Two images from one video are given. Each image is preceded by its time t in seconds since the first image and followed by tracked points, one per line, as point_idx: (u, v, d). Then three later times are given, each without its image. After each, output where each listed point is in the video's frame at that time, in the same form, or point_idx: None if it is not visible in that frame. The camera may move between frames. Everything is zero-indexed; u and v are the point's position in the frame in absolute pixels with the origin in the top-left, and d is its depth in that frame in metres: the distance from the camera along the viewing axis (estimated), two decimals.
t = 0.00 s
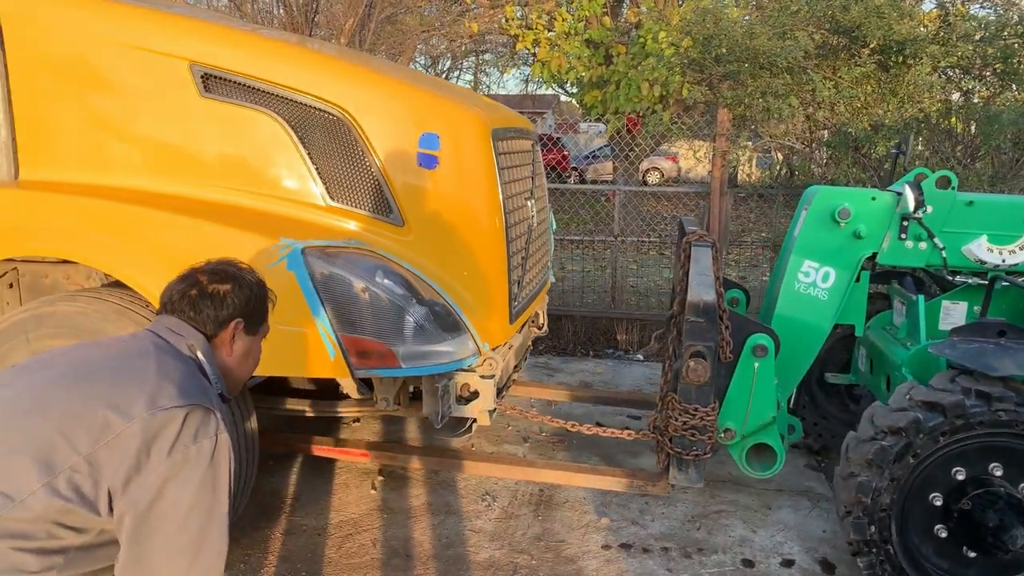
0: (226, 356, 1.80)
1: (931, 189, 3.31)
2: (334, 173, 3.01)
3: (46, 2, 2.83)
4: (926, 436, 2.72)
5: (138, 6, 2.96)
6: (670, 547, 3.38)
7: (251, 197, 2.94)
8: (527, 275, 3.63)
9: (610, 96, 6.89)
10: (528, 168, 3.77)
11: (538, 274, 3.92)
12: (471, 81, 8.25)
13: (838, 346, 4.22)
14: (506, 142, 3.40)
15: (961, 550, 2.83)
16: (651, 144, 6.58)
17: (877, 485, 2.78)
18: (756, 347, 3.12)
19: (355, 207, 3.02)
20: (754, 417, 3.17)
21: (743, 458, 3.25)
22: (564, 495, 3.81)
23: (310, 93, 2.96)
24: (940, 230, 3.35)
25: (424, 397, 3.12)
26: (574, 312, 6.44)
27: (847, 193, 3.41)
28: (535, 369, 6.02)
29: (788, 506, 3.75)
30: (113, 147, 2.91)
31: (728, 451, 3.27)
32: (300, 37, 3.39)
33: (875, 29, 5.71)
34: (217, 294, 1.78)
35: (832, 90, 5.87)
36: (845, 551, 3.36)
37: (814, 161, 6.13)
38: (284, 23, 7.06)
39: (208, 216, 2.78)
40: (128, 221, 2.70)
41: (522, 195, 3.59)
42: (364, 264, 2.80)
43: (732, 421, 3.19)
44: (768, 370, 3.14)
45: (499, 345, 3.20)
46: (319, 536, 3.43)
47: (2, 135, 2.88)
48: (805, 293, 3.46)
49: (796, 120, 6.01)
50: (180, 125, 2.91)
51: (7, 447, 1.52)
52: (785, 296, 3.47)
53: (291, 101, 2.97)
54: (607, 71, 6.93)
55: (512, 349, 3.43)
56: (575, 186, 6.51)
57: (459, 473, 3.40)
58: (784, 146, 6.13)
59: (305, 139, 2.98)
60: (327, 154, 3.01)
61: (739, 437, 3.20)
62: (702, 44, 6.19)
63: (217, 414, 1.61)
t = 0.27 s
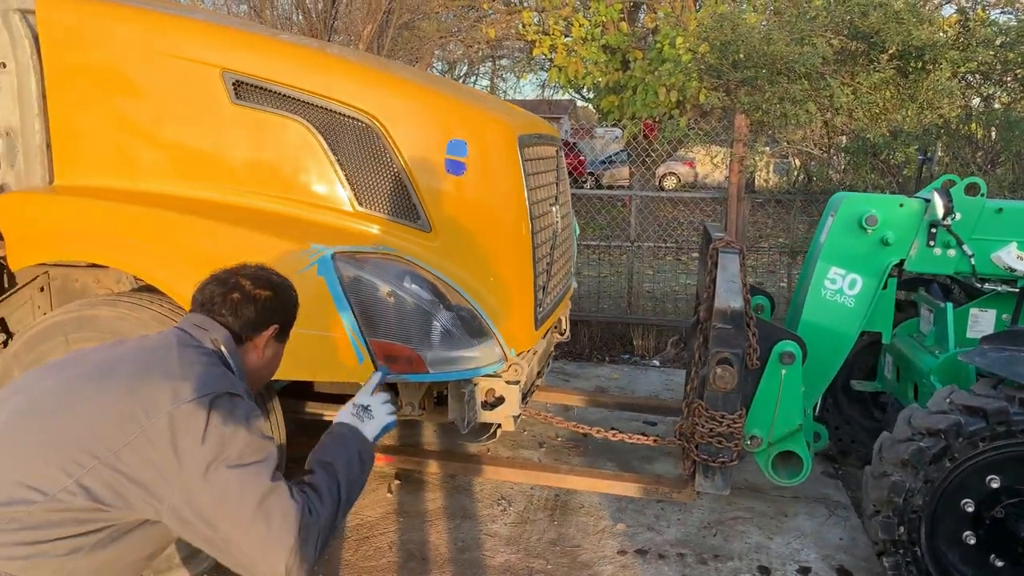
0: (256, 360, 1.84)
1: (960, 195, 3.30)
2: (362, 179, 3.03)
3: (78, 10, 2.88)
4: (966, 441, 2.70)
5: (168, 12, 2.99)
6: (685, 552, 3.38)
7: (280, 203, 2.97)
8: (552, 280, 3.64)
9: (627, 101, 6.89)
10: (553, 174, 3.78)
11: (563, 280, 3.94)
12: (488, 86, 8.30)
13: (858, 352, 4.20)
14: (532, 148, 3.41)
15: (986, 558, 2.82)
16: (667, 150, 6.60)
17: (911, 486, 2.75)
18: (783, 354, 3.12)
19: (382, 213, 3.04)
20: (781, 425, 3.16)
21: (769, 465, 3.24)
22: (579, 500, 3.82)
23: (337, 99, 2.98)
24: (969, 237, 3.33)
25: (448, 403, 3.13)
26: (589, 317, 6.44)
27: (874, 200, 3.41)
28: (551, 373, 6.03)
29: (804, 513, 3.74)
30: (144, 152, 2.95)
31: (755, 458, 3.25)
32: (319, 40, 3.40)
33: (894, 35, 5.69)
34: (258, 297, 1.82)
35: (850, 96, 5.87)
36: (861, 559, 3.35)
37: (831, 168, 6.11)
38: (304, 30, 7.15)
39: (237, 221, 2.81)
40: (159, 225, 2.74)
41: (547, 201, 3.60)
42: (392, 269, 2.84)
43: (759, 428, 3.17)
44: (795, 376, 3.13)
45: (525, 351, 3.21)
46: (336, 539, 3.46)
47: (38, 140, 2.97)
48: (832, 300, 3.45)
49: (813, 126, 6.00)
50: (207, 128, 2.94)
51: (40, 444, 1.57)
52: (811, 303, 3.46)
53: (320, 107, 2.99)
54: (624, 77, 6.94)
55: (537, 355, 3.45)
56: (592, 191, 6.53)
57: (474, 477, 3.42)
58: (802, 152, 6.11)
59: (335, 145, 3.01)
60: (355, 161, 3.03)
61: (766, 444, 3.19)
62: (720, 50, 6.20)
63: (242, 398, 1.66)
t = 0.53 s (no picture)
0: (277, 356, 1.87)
1: (983, 204, 3.33)
2: (387, 186, 3.08)
3: (114, 21, 2.96)
4: (998, 446, 2.71)
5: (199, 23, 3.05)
6: (696, 558, 3.39)
7: (308, 209, 3.02)
8: (573, 286, 3.67)
9: (642, 108, 6.84)
10: (573, 180, 3.80)
11: (582, 286, 3.96)
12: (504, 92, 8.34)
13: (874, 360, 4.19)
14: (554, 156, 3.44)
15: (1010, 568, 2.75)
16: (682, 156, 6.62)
17: (939, 488, 2.75)
18: (805, 362, 3.13)
19: (406, 221, 3.08)
20: (802, 432, 3.18)
21: (790, 473, 3.25)
22: (591, 505, 3.84)
23: (361, 107, 3.02)
24: (992, 246, 3.36)
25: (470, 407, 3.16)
26: (603, 323, 6.45)
27: (896, 208, 3.41)
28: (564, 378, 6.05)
29: (817, 520, 3.74)
30: (173, 159, 3.00)
31: (775, 466, 3.27)
32: (336, 46, 3.43)
33: (909, 42, 5.65)
34: (288, 300, 1.85)
35: (866, 103, 5.84)
36: (874, 566, 3.35)
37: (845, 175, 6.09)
38: (321, 37, 7.22)
39: (266, 227, 2.86)
40: (191, 232, 2.80)
41: (568, 207, 3.62)
42: (416, 275, 2.87)
43: (780, 436, 3.19)
44: (817, 384, 3.14)
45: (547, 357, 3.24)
46: (351, 541, 3.50)
47: (70, 147, 3.03)
48: (853, 308, 3.45)
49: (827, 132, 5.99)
50: (235, 135, 2.99)
51: (66, 437, 1.61)
52: (833, 311, 3.46)
53: (344, 115, 3.03)
54: (638, 83, 6.92)
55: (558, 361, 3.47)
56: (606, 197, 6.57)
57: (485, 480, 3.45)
58: (817, 159, 6.09)
59: (361, 154, 3.05)
60: (381, 168, 3.07)
61: (787, 452, 3.20)
62: (734, 57, 6.21)
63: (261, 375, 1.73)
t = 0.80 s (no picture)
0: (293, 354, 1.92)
1: (1005, 209, 3.32)
2: (408, 190, 3.12)
3: (143, 27, 3.02)
4: None
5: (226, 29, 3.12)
6: (706, 560, 3.41)
7: (331, 212, 3.07)
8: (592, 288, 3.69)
9: (657, 111, 6.98)
10: (593, 184, 3.82)
11: (601, 288, 3.98)
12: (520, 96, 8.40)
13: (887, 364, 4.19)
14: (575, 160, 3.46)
15: None
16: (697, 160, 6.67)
17: (965, 485, 2.76)
18: (825, 366, 3.13)
19: (428, 225, 3.11)
20: (821, 436, 3.19)
21: (809, 477, 3.26)
22: (602, 506, 3.86)
23: (384, 111, 3.07)
24: (1014, 251, 3.34)
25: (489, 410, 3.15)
26: (616, 326, 6.46)
27: (916, 212, 3.42)
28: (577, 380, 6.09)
29: (828, 523, 3.74)
30: (199, 163, 3.06)
31: (795, 469, 3.28)
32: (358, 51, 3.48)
33: (924, 46, 5.63)
34: (305, 301, 1.90)
35: (879, 107, 5.83)
36: (884, 570, 3.35)
37: (859, 179, 6.08)
38: (338, 42, 7.30)
39: (291, 230, 2.91)
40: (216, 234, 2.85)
41: (587, 211, 3.64)
42: (438, 278, 2.92)
43: (799, 440, 3.21)
44: (836, 388, 3.15)
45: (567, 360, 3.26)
46: (363, 539, 3.54)
47: (99, 150, 3.10)
48: (873, 312, 3.46)
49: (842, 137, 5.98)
50: (260, 139, 3.04)
51: (89, 424, 1.66)
52: (853, 314, 3.48)
53: (366, 119, 3.08)
54: (653, 86, 7.02)
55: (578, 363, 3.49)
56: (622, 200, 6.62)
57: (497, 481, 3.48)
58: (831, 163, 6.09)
59: (384, 158, 3.10)
60: (403, 172, 3.11)
61: (806, 455, 3.22)
62: (749, 61, 6.24)
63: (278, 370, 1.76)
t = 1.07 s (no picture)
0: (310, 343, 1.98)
1: None
2: (431, 188, 3.17)
3: (173, 28, 3.09)
4: None
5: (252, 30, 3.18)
6: (716, 554, 3.44)
7: (355, 209, 3.13)
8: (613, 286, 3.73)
9: (672, 109, 6.97)
10: (613, 182, 3.85)
11: (620, 286, 4.02)
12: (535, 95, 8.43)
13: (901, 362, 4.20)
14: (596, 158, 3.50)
15: None
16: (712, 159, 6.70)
17: (992, 474, 2.77)
18: (845, 363, 3.16)
19: (451, 223, 3.16)
20: (841, 433, 3.22)
21: (828, 473, 3.28)
22: (614, 501, 3.90)
23: (408, 110, 3.12)
24: None
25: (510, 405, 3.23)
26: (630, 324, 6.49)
27: (937, 210, 3.43)
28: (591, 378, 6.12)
29: (838, 520, 3.76)
30: (227, 161, 3.13)
31: (813, 466, 3.30)
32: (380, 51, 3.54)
33: (938, 44, 5.61)
34: (323, 292, 1.95)
35: (893, 106, 5.83)
36: (894, 566, 3.37)
37: (873, 178, 6.07)
38: (354, 42, 7.35)
39: (316, 227, 2.97)
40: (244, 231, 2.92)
41: (608, 209, 3.68)
42: (460, 274, 3.00)
43: (819, 436, 3.23)
44: (856, 385, 3.18)
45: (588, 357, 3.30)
46: (378, 531, 3.60)
47: (130, 150, 3.18)
48: (894, 310, 3.47)
49: (857, 135, 5.98)
50: (286, 138, 3.11)
51: (118, 404, 1.72)
52: (873, 312, 3.49)
53: (389, 118, 3.13)
54: (669, 85, 7.00)
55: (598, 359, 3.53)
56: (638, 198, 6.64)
57: (510, 475, 3.53)
58: (846, 161, 6.09)
59: (407, 157, 3.15)
60: (426, 170, 3.17)
61: (826, 452, 3.24)
62: (764, 60, 6.24)
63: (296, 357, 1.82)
